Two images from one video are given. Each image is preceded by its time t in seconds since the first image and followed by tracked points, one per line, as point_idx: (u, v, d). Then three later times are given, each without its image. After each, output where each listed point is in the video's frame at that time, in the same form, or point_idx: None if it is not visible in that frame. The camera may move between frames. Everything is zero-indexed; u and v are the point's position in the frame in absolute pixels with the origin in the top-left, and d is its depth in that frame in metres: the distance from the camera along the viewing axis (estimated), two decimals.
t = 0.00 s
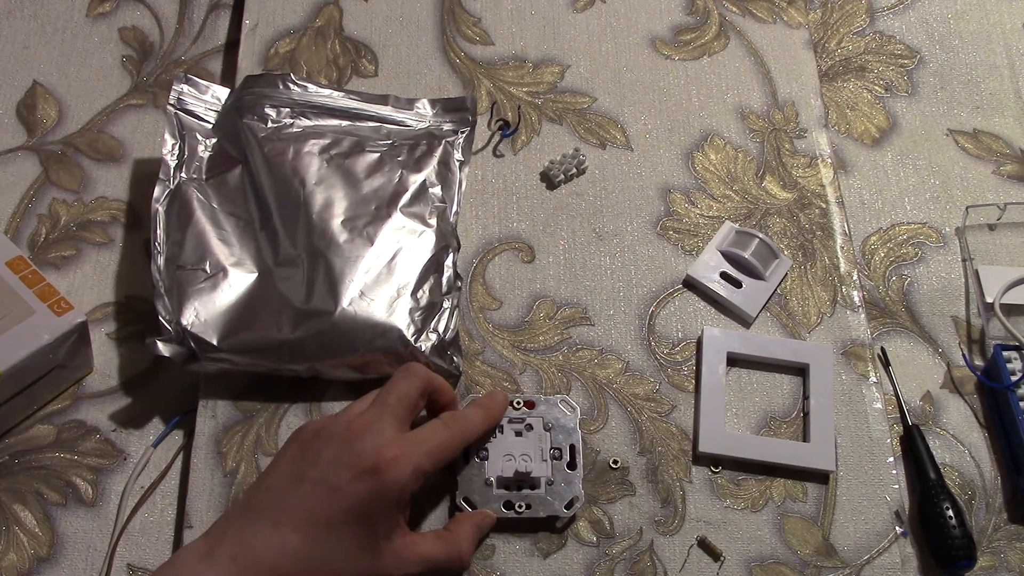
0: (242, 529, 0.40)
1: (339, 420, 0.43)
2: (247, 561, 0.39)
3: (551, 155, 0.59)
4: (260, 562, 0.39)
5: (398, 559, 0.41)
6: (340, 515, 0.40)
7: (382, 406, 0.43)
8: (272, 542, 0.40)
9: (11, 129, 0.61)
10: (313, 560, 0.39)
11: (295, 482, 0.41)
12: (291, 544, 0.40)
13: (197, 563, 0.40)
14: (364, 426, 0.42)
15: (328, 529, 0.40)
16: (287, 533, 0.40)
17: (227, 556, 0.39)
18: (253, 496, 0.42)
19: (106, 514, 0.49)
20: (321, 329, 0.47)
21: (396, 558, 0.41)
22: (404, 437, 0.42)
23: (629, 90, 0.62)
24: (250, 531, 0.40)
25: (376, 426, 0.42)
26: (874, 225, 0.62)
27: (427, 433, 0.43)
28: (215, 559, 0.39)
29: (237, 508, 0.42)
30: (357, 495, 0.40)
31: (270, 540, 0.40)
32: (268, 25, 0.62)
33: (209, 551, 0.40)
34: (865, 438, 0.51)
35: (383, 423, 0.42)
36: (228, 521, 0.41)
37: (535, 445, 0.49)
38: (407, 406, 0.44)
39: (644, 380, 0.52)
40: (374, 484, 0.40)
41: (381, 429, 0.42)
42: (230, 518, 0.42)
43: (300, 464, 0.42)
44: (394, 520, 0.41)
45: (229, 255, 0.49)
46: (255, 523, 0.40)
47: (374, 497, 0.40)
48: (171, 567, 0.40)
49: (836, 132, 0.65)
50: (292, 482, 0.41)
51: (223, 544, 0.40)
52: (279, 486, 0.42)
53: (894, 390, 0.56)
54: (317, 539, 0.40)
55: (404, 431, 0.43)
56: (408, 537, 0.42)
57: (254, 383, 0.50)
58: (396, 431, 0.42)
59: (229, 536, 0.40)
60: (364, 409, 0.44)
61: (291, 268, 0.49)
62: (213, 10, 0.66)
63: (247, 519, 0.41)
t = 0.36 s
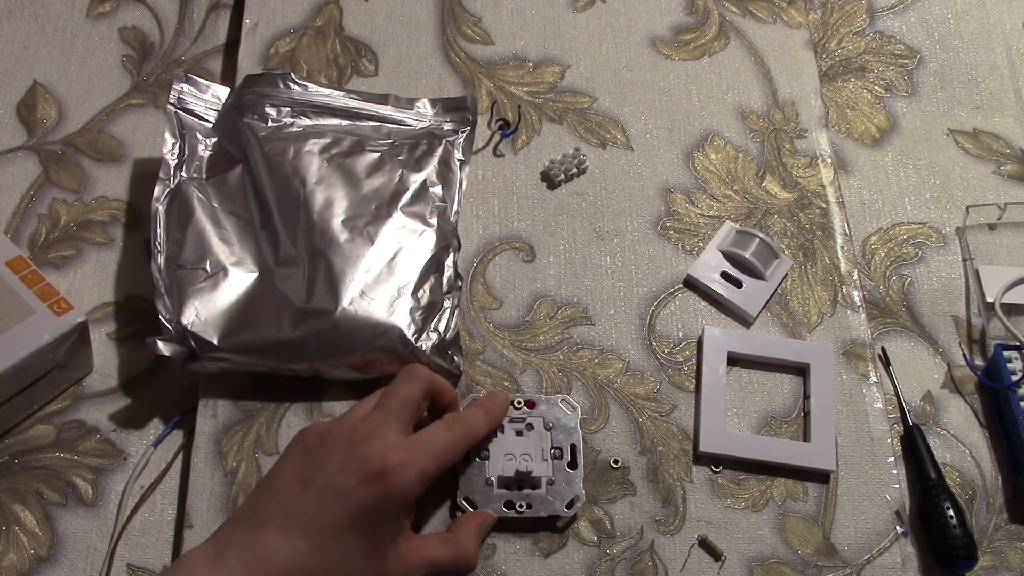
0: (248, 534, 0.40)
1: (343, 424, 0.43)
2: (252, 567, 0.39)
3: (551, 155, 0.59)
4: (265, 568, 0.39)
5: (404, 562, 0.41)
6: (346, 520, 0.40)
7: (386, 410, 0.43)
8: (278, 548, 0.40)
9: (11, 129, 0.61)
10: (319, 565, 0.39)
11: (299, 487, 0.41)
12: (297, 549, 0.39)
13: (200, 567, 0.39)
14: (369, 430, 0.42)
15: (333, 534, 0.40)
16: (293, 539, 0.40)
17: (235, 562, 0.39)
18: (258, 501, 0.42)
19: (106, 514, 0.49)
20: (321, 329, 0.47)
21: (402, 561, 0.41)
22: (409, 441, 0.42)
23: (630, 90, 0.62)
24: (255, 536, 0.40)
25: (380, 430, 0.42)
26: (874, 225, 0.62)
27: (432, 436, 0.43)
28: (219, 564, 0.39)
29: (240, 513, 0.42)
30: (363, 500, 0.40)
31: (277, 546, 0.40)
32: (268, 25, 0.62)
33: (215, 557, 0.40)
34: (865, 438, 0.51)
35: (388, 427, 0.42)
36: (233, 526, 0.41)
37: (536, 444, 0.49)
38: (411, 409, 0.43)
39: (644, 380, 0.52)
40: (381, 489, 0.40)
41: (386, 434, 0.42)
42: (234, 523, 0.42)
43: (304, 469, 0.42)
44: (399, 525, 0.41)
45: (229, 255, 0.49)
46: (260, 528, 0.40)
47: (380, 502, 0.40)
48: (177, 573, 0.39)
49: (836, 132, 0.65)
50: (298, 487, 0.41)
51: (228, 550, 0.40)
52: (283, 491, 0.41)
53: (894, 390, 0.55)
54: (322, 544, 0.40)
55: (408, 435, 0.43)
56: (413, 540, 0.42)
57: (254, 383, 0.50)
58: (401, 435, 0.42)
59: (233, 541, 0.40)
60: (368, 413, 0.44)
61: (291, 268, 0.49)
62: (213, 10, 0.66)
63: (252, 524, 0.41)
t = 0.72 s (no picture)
0: (249, 535, 0.40)
1: (343, 424, 0.43)
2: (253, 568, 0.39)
3: (551, 155, 0.59)
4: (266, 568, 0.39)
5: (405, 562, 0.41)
6: (345, 520, 0.40)
7: (386, 409, 0.43)
8: (278, 548, 0.40)
9: (10, 129, 0.61)
10: (319, 565, 0.39)
11: (300, 489, 0.41)
12: (297, 549, 0.40)
13: (201, 569, 0.40)
14: (368, 430, 0.42)
15: (333, 534, 0.40)
16: (293, 539, 0.40)
17: (237, 562, 0.39)
18: (259, 502, 0.42)
19: (106, 514, 0.49)
20: (321, 329, 0.47)
21: (403, 561, 0.41)
22: (409, 439, 0.42)
23: (629, 90, 0.62)
24: (255, 537, 0.40)
25: (379, 430, 0.42)
26: (874, 225, 0.62)
27: (433, 434, 0.42)
28: (219, 566, 0.39)
29: (241, 514, 0.42)
30: (363, 499, 0.40)
31: (278, 546, 0.40)
32: (268, 25, 0.62)
33: (218, 558, 0.40)
34: (865, 437, 0.51)
35: (388, 426, 0.42)
36: (235, 527, 0.41)
37: (536, 444, 0.49)
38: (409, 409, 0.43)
39: (644, 380, 0.52)
40: (380, 488, 0.40)
41: (386, 433, 0.42)
42: (235, 524, 0.42)
43: (304, 469, 0.42)
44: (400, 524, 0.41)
45: (229, 255, 0.49)
46: (260, 530, 0.40)
47: (380, 501, 0.40)
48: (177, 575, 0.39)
49: (836, 132, 0.65)
50: (298, 487, 0.41)
51: (229, 552, 0.40)
52: (284, 491, 0.42)
53: (894, 390, 0.55)
54: (322, 544, 0.40)
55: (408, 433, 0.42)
56: (415, 540, 0.42)
57: (254, 383, 0.50)
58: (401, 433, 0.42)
59: (234, 542, 0.40)
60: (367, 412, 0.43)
61: (291, 268, 0.49)
62: (213, 10, 0.66)
63: (253, 525, 0.41)
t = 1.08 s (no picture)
0: (248, 536, 0.40)
1: (341, 426, 0.43)
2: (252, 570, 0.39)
3: (551, 155, 0.59)
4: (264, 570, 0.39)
5: (405, 563, 0.41)
6: (344, 522, 0.40)
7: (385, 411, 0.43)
8: (277, 551, 0.40)
9: (10, 129, 0.61)
10: (318, 568, 0.39)
11: (298, 492, 0.41)
12: (296, 551, 0.40)
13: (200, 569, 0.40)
14: (366, 432, 0.42)
15: (331, 536, 0.40)
16: (291, 541, 0.40)
17: (235, 563, 0.39)
18: (258, 503, 0.42)
19: (106, 514, 0.49)
20: (321, 329, 0.47)
21: (402, 562, 0.41)
22: (407, 441, 0.42)
23: (629, 90, 0.62)
24: (254, 539, 0.40)
25: (378, 431, 0.42)
26: (874, 225, 0.62)
27: (432, 435, 0.43)
28: (218, 567, 0.39)
29: (240, 515, 0.42)
30: (361, 501, 0.40)
31: (278, 547, 0.40)
32: (268, 25, 0.62)
33: (217, 559, 0.40)
34: (865, 437, 0.51)
35: (386, 428, 0.42)
36: (234, 527, 0.41)
37: (536, 444, 0.49)
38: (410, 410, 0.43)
39: (644, 380, 0.52)
40: (379, 490, 0.40)
41: (385, 435, 0.42)
42: (233, 525, 0.42)
43: (303, 472, 0.42)
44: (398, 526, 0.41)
45: (229, 255, 0.49)
46: (259, 531, 0.40)
47: (379, 503, 0.40)
48: None
49: (836, 132, 0.65)
50: (297, 489, 0.41)
51: (227, 554, 0.40)
52: (283, 493, 0.42)
53: (894, 390, 0.55)
54: (321, 546, 0.40)
55: (407, 434, 0.43)
56: (414, 542, 0.42)
57: (254, 384, 0.50)
58: (400, 435, 0.42)
59: (233, 543, 0.40)
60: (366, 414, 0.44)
61: (291, 268, 0.49)
62: (213, 10, 0.66)
63: (251, 527, 0.41)
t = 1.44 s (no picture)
0: (244, 536, 0.41)
1: (340, 427, 0.43)
2: (247, 569, 0.39)
3: (551, 155, 0.59)
4: (259, 569, 0.39)
5: (402, 563, 0.41)
6: (340, 523, 0.40)
7: (384, 413, 0.43)
8: (273, 551, 0.40)
9: (10, 129, 0.61)
10: (314, 568, 0.39)
11: (295, 493, 0.41)
12: (291, 551, 0.40)
13: (198, 569, 0.40)
14: (364, 433, 0.42)
15: (328, 536, 0.40)
16: (287, 542, 0.40)
17: (231, 563, 0.39)
18: (255, 503, 0.42)
19: (106, 514, 0.49)
20: (321, 329, 0.47)
21: (399, 562, 0.41)
22: (406, 443, 0.42)
23: (629, 90, 0.62)
24: (250, 538, 0.40)
25: (376, 432, 0.42)
26: (875, 225, 0.62)
27: (431, 436, 0.43)
28: (215, 567, 0.39)
29: (237, 515, 0.42)
30: (358, 502, 0.40)
31: (273, 547, 0.40)
32: (268, 26, 0.62)
33: (212, 559, 0.40)
34: (865, 437, 0.51)
35: (385, 430, 0.42)
36: (230, 527, 0.41)
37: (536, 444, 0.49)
38: (410, 413, 0.43)
39: (644, 380, 0.52)
40: (376, 491, 0.40)
41: (383, 436, 0.42)
42: (230, 526, 0.42)
43: (300, 473, 0.42)
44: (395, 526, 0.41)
45: (229, 255, 0.49)
46: (255, 531, 0.41)
47: (376, 503, 0.40)
48: None
49: (836, 132, 0.65)
50: (295, 489, 0.42)
51: (223, 554, 0.40)
52: (280, 494, 0.42)
53: (894, 390, 0.55)
54: (318, 546, 0.40)
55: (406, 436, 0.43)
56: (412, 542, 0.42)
57: (254, 385, 0.50)
58: (399, 437, 0.42)
59: (229, 544, 0.40)
60: (364, 415, 0.44)
61: (291, 268, 0.49)
62: (213, 10, 0.66)
63: (248, 527, 0.41)
